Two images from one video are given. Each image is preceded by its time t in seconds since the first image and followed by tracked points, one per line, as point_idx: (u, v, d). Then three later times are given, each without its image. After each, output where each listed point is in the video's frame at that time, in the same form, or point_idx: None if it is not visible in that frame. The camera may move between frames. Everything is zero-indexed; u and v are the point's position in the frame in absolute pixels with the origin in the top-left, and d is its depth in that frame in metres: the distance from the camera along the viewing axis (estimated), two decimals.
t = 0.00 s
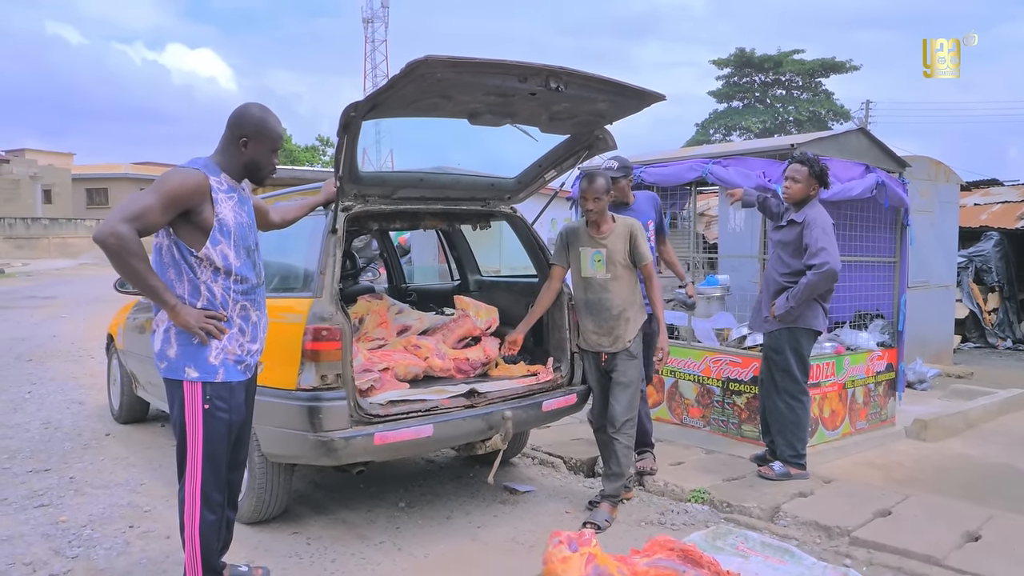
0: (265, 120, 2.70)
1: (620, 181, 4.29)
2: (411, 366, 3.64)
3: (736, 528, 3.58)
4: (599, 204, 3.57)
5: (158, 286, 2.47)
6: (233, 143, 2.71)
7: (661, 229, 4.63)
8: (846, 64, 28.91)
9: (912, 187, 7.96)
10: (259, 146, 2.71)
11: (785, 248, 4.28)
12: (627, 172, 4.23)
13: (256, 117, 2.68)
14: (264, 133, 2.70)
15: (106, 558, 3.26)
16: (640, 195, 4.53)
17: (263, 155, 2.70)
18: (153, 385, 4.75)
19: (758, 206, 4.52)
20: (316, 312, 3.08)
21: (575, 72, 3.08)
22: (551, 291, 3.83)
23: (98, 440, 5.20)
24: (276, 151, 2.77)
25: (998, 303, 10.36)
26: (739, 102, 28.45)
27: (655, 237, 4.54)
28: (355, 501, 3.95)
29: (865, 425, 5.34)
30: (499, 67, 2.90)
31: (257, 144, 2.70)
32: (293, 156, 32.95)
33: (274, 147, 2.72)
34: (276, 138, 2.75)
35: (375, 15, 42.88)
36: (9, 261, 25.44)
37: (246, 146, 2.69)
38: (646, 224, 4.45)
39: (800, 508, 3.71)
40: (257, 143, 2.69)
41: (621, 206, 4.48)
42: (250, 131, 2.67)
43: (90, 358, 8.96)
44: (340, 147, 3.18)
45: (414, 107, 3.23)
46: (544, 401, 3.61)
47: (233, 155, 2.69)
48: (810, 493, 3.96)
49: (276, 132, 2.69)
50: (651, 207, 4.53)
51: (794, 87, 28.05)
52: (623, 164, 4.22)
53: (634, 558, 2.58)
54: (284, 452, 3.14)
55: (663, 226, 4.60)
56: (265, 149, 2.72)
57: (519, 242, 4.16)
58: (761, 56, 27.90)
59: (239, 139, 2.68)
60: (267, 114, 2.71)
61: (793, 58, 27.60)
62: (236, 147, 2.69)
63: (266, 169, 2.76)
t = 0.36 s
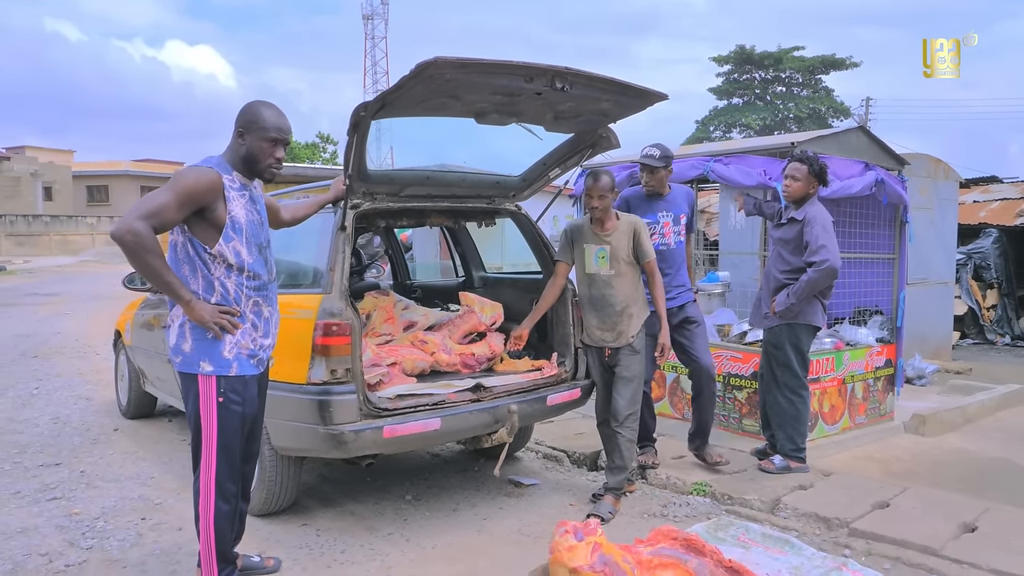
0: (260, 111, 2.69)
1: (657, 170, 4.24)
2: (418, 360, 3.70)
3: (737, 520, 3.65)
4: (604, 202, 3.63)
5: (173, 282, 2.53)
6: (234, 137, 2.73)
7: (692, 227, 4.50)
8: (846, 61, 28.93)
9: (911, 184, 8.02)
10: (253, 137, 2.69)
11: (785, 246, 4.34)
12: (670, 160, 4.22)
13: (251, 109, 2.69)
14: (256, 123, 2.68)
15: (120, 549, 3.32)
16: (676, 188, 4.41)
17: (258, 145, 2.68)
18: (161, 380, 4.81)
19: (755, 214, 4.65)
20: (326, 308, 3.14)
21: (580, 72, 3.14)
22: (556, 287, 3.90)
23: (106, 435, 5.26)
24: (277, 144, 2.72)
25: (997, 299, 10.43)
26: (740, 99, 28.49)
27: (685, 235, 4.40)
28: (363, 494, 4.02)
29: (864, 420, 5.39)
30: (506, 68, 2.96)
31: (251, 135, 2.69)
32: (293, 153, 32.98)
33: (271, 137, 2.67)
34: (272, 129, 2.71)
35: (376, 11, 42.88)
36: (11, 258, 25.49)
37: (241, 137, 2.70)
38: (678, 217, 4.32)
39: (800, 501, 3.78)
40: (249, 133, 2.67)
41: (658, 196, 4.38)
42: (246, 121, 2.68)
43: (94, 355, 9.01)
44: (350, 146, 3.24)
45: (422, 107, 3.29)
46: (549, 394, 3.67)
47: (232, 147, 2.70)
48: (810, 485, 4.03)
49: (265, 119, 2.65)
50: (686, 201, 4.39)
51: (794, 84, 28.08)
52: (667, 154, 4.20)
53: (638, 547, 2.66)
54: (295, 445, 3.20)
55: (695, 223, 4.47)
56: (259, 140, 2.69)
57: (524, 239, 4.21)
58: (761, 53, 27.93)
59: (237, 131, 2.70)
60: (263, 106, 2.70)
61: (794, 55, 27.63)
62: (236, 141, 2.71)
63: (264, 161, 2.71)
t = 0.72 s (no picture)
0: (259, 110, 2.72)
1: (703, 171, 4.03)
2: (420, 358, 3.74)
3: (735, 514, 3.70)
4: (604, 202, 3.67)
5: (175, 281, 2.56)
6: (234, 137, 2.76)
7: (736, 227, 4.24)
8: (845, 59, 28.95)
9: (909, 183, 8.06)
10: (252, 136, 2.71)
11: (783, 243, 4.38)
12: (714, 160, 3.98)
13: (250, 108, 2.72)
14: (255, 122, 2.71)
15: (125, 544, 3.36)
16: (720, 187, 4.16)
17: (257, 143, 2.71)
18: (164, 378, 4.85)
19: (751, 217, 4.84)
20: (329, 306, 3.18)
21: (579, 72, 3.17)
22: (556, 283, 3.92)
23: (110, 433, 5.30)
24: (277, 142, 2.75)
25: (995, 297, 10.46)
26: (739, 98, 28.53)
27: (725, 236, 4.16)
28: (365, 490, 4.06)
29: (862, 417, 5.43)
30: (507, 68, 3.00)
31: (250, 134, 2.71)
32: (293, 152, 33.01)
33: (270, 135, 2.69)
34: (271, 127, 2.73)
35: (376, 10, 42.86)
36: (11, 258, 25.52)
37: (241, 136, 2.72)
38: (716, 218, 4.09)
39: (797, 495, 3.82)
40: (248, 131, 2.70)
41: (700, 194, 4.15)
42: (245, 121, 2.71)
43: (96, 354, 9.03)
44: (352, 145, 3.28)
45: (424, 107, 3.33)
46: (549, 391, 3.71)
47: (234, 147, 2.74)
48: (808, 480, 4.08)
49: (263, 117, 2.67)
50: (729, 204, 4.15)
51: (794, 83, 28.10)
52: (706, 155, 3.97)
53: (636, 540, 2.70)
54: (298, 442, 3.23)
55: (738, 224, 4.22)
56: (258, 138, 2.71)
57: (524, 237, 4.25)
58: (761, 52, 27.94)
59: (237, 131, 2.73)
60: (262, 105, 2.73)
61: (793, 53, 27.65)
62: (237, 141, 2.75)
63: (265, 159, 2.74)
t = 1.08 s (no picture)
0: (263, 116, 2.76)
1: (720, 158, 3.92)
2: (416, 355, 3.79)
3: (727, 509, 3.75)
4: (595, 204, 3.73)
5: (167, 284, 2.62)
6: (237, 142, 2.79)
7: (756, 224, 4.08)
8: (845, 59, 29.00)
9: (905, 182, 8.10)
10: (259, 143, 2.76)
11: (777, 241, 4.43)
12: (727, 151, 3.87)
13: (255, 116, 2.76)
14: (261, 129, 2.76)
15: (126, 539, 3.41)
16: (735, 181, 4.05)
17: (264, 150, 2.77)
18: (164, 376, 4.90)
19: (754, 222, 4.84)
20: (325, 304, 3.23)
21: (571, 74, 3.23)
22: (551, 279, 3.98)
23: (111, 431, 5.35)
24: (283, 148, 2.82)
25: (992, 296, 10.51)
26: (739, 98, 28.56)
27: (739, 231, 4.05)
28: (362, 486, 4.11)
29: (856, 414, 5.48)
30: (499, 70, 3.05)
31: (257, 142, 2.76)
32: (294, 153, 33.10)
33: (278, 142, 2.76)
34: (276, 134, 2.79)
35: (376, 11, 42.97)
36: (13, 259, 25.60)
37: (246, 144, 2.77)
38: (725, 213, 4.02)
39: (789, 491, 3.87)
40: (255, 140, 2.75)
41: (715, 187, 4.07)
42: (250, 128, 2.75)
43: (97, 354, 9.08)
44: (348, 146, 3.34)
45: (419, 108, 3.38)
46: (543, 388, 3.76)
47: (238, 154, 2.77)
48: (800, 476, 4.13)
49: (270, 125, 2.72)
50: (743, 199, 4.03)
51: (795, 82, 28.15)
52: (721, 144, 3.84)
53: (626, 533, 2.76)
54: (295, 438, 3.28)
55: (756, 221, 4.07)
56: (266, 145, 2.77)
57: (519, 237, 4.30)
58: (761, 52, 27.98)
59: (241, 138, 2.76)
60: (265, 111, 2.78)
61: (793, 53, 27.69)
62: (241, 147, 2.78)
63: (270, 165, 2.80)
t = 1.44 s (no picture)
0: (264, 119, 2.86)
1: (709, 153, 3.93)
2: (409, 353, 3.86)
3: (715, 504, 3.81)
4: (586, 204, 3.79)
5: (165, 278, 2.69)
6: (237, 145, 2.86)
7: (743, 220, 4.08)
8: (845, 59, 29.05)
9: (900, 181, 8.16)
10: (262, 146, 2.87)
11: (767, 240, 4.49)
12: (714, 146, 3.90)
13: (255, 118, 2.85)
14: (264, 133, 2.86)
15: (124, 533, 3.48)
16: (718, 178, 4.10)
17: (267, 152, 2.88)
18: (163, 374, 4.97)
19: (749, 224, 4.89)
20: (320, 302, 3.30)
21: (560, 76, 3.30)
22: (542, 280, 4.06)
23: (111, 428, 5.42)
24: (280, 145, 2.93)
25: (987, 295, 10.57)
26: (739, 98, 28.61)
27: (725, 228, 4.09)
28: (357, 482, 4.18)
29: (847, 412, 5.54)
30: (488, 72, 3.12)
31: (259, 145, 2.86)
32: (294, 153, 33.23)
33: (279, 142, 2.88)
34: (276, 135, 2.90)
35: (376, 12, 43.14)
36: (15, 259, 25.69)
37: (250, 147, 2.85)
38: (710, 211, 4.06)
39: (777, 486, 3.94)
40: (258, 143, 2.85)
41: (699, 186, 4.12)
42: (254, 131, 2.84)
43: (99, 353, 9.16)
44: (341, 147, 3.40)
45: (411, 110, 3.45)
46: (534, 384, 3.83)
47: (241, 157, 2.85)
48: (788, 472, 4.19)
49: (273, 127, 2.84)
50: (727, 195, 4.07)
51: (794, 83, 28.19)
52: (705, 140, 3.89)
53: (611, 525, 2.82)
54: (290, 433, 3.35)
55: (744, 217, 4.08)
56: (268, 147, 2.88)
57: (512, 237, 4.37)
58: (761, 52, 28.03)
59: (244, 141, 2.84)
60: (264, 113, 2.87)
61: (793, 54, 27.76)
62: (242, 149, 2.86)
63: (273, 165, 2.92)
